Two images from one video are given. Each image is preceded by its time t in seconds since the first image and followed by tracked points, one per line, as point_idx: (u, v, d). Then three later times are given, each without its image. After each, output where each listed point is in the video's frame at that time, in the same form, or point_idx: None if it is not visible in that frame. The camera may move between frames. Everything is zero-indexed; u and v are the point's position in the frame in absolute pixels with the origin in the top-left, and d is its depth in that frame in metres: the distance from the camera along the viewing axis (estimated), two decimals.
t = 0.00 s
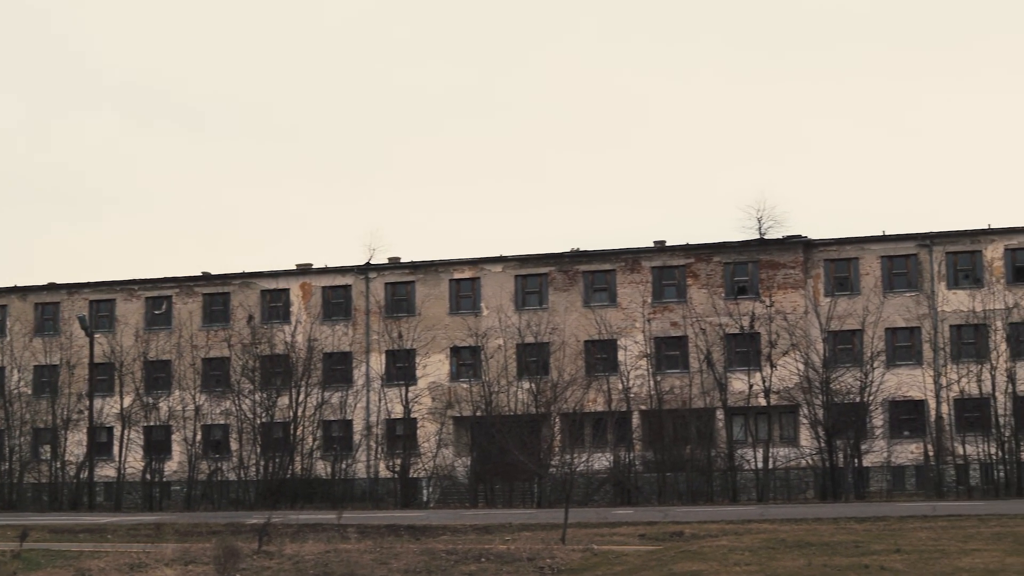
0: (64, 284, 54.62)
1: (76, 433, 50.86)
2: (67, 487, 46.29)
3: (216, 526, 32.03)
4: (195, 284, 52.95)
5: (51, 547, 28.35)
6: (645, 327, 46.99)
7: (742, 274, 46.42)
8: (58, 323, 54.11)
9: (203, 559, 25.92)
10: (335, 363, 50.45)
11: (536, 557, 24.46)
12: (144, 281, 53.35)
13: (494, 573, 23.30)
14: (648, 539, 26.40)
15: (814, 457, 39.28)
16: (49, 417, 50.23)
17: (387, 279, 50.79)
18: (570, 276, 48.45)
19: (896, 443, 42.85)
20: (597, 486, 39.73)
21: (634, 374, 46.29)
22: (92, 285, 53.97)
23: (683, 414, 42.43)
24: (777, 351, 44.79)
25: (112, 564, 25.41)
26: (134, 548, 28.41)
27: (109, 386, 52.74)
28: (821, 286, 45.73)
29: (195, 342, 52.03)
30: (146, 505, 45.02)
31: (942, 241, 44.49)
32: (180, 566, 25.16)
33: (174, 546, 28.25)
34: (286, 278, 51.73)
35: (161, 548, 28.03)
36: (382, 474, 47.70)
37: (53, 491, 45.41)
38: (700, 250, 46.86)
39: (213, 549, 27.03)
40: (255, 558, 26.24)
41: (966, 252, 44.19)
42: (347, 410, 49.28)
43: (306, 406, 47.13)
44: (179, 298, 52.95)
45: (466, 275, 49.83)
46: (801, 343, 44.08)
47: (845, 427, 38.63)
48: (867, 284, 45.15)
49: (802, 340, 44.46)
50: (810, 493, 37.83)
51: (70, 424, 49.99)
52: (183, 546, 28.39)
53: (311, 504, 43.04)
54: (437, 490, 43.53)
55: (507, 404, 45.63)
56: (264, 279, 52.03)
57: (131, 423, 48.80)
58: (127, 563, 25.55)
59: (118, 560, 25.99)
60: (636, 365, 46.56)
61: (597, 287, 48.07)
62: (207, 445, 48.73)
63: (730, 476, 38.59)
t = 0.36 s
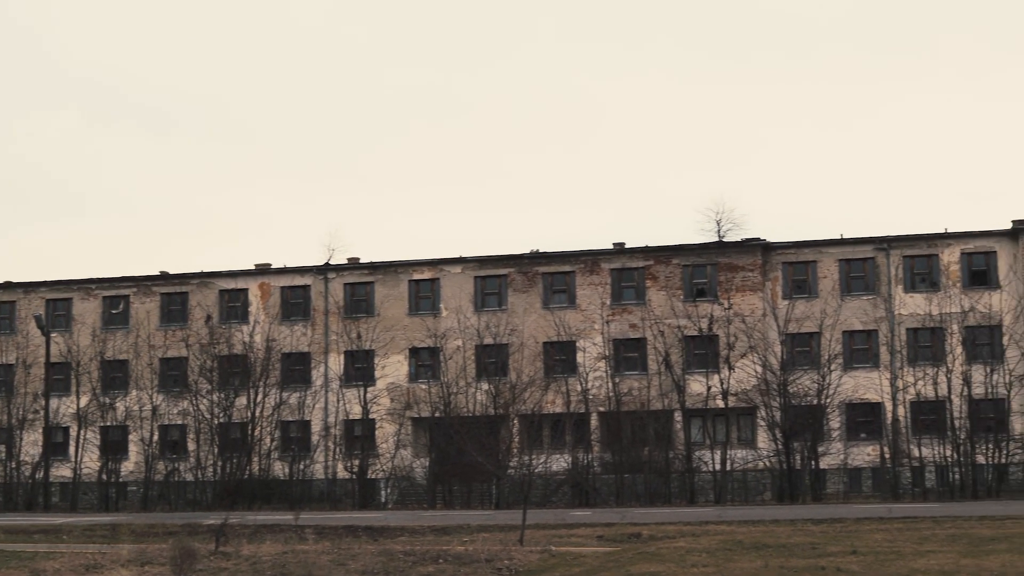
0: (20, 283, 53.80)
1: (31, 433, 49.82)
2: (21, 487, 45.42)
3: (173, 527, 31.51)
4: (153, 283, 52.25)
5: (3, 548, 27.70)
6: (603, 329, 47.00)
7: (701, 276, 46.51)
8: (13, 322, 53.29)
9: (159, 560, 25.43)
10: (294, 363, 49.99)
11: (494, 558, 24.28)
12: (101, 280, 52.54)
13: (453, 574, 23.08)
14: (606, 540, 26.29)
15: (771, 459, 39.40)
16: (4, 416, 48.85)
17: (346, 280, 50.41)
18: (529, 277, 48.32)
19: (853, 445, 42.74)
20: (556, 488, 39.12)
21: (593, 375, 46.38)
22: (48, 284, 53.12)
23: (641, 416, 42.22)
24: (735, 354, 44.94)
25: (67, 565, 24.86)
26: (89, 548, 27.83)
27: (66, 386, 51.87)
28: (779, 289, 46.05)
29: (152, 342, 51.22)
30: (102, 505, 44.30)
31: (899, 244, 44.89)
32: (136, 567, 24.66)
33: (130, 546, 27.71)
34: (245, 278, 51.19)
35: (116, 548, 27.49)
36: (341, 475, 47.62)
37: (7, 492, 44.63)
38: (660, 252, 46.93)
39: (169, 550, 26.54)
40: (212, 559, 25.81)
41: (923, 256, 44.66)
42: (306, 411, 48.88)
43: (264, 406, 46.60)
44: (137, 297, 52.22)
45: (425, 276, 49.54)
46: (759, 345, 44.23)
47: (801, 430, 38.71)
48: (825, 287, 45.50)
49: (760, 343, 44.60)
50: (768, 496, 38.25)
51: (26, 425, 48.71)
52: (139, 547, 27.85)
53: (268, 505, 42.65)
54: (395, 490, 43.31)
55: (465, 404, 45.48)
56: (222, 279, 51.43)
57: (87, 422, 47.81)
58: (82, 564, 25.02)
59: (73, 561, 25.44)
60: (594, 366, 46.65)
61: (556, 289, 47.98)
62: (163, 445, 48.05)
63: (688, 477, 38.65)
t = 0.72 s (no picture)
0: None
1: None
2: None
3: (128, 528, 30.94)
4: (110, 282, 51.37)
5: None
6: (562, 330, 46.93)
7: (659, 279, 46.61)
8: None
9: (115, 562, 24.92)
10: (251, 363, 49.44)
11: (452, 559, 24.08)
12: (57, 278, 51.60)
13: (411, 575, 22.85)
14: (563, 542, 26.17)
15: (728, 461, 39.48)
16: None
17: (305, 280, 49.89)
18: (488, 278, 48.17)
19: (809, 447, 43.20)
20: (514, 489, 39.01)
21: (551, 376, 46.29)
22: (4, 283, 52.23)
23: (600, 417, 42.17)
24: (693, 355, 45.10)
25: (19, 567, 24.28)
26: (41, 550, 27.22)
27: (20, 386, 50.95)
28: (737, 291, 46.21)
29: (109, 342, 50.33)
30: (58, 507, 43.70)
31: (856, 248, 45.29)
32: (90, 569, 24.14)
33: (84, 548, 27.15)
34: (203, 278, 50.54)
35: (70, 550, 26.91)
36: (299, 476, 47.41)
37: None
38: (619, 254, 46.97)
39: (124, 551, 26.04)
40: (167, 560, 25.39)
41: (880, 259, 45.04)
42: (264, 411, 48.46)
43: (222, 407, 46.14)
44: (94, 296, 51.37)
45: (384, 276, 49.20)
46: (717, 347, 44.41)
47: (759, 432, 38.91)
48: (783, 289, 45.78)
49: (718, 345, 44.76)
50: (726, 497, 38.19)
51: None
52: (93, 548, 27.30)
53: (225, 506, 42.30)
54: (353, 492, 43.10)
55: (424, 405, 45.47)
56: (179, 278, 50.73)
57: (42, 423, 47.71)
58: (35, 565, 24.46)
59: (26, 562, 24.86)
60: (553, 368, 46.52)
61: (515, 290, 47.87)
62: (119, 446, 47.20)
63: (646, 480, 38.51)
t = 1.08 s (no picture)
0: None
1: None
2: None
3: (80, 529, 30.37)
4: (65, 282, 50.51)
5: None
6: (520, 331, 46.78)
7: (617, 280, 46.70)
8: None
9: (67, 563, 24.46)
10: (207, 364, 48.87)
11: (408, 560, 23.90)
12: (11, 277, 50.70)
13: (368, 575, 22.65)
14: (520, 543, 26.07)
15: (685, 463, 39.55)
16: None
17: (262, 280, 49.36)
18: (446, 279, 47.98)
19: (766, 449, 43.44)
20: (471, 490, 39.02)
21: (508, 378, 46.24)
22: None
23: (557, 419, 42.30)
24: (650, 357, 45.23)
25: None
26: None
27: None
28: (694, 293, 46.43)
29: (63, 342, 49.64)
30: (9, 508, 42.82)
31: (812, 251, 45.64)
32: (42, 571, 23.66)
33: (36, 549, 26.62)
34: (159, 277, 49.86)
35: (21, 551, 26.38)
36: (255, 477, 46.40)
37: None
38: (576, 256, 46.99)
39: (76, 552, 25.58)
40: (120, 561, 24.96)
41: (836, 262, 45.44)
42: (219, 412, 47.92)
43: (177, 408, 45.44)
44: (49, 296, 50.48)
45: (342, 277, 48.81)
46: (674, 349, 44.51)
47: (715, 434, 39.23)
48: (739, 292, 46.01)
49: (675, 347, 44.91)
50: (681, 498, 38.42)
51: None
52: (45, 550, 26.80)
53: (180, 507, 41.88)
54: (309, 493, 42.52)
55: (380, 407, 44.76)
56: (135, 278, 50.03)
57: None
58: None
59: None
60: (510, 369, 46.50)
61: (472, 291, 47.71)
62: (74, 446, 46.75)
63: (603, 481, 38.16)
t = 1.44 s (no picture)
0: None
1: None
2: None
3: (32, 529, 29.80)
4: (19, 280, 49.95)
5: None
6: (478, 332, 46.74)
7: (575, 282, 46.71)
8: None
9: (18, 564, 23.98)
10: (164, 363, 48.39)
11: (365, 561, 23.67)
12: None
13: None
14: (478, 544, 25.92)
15: (642, 465, 39.50)
16: None
17: (219, 280, 48.91)
18: (405, 280, 47.73)
19: (722, 451, 43.37)
20: (427, 491, 38.60)
21: (467, 379, 45.95)
22: None
23: (514, 421, 42.22)
24: (607, 359, 45.22)
25: None
26: None
27: None
28: (652, 295, 46.60)
29: (18, 341, 48.95)
30: None
31: (770, 254, 45.92)
32: None
33: None
34: (116, 276, 49.29)
35: None
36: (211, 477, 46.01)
37: None
38: (534, 257, 46.94)
39: (28, 553, 25.08)
40: (74, 562, 24.52)
41: (793, 265, 45.78)
42: (176, 411, 47.28)
43: (134, 407, 44.73)
44: (4, 294, 49.99)
45: (299, 277, 48.40)
46: (632, 350, 44.69)
47: (672, 436, 39.30)
48: (697, 294, 46.27)
49: (632, 348, 45.05)
50: (638, 500, 38.36)
51: None
52: None
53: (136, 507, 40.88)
54: (265, 494, 41.96)
55: (338, 407, 44.63)
56: (91, 277, 49.45)
57: None
58: None
59: None
60: (468, 370, 46.27)
61: (430, 292, 47.51)
62: (28, 446, 45.87)
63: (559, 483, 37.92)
